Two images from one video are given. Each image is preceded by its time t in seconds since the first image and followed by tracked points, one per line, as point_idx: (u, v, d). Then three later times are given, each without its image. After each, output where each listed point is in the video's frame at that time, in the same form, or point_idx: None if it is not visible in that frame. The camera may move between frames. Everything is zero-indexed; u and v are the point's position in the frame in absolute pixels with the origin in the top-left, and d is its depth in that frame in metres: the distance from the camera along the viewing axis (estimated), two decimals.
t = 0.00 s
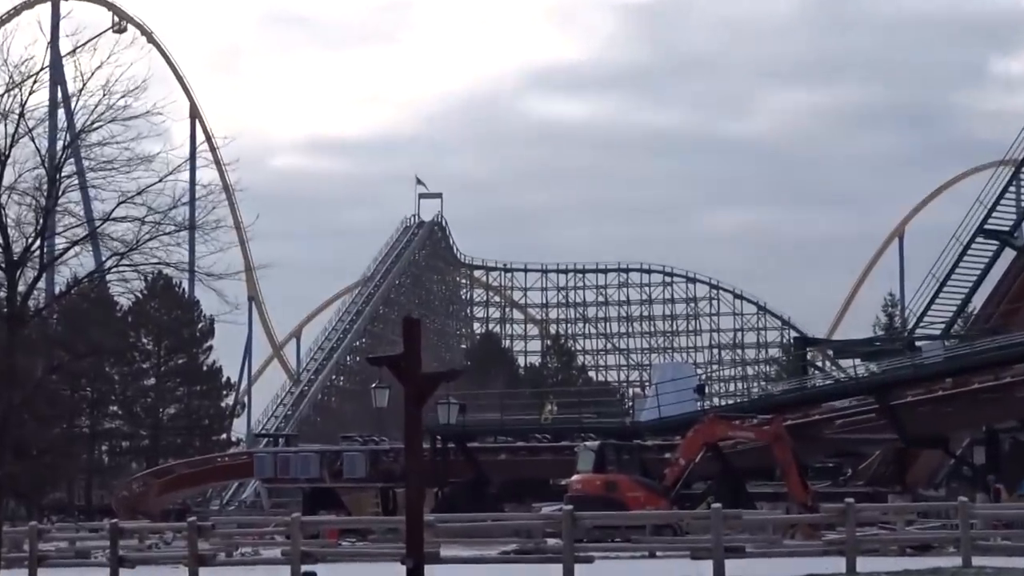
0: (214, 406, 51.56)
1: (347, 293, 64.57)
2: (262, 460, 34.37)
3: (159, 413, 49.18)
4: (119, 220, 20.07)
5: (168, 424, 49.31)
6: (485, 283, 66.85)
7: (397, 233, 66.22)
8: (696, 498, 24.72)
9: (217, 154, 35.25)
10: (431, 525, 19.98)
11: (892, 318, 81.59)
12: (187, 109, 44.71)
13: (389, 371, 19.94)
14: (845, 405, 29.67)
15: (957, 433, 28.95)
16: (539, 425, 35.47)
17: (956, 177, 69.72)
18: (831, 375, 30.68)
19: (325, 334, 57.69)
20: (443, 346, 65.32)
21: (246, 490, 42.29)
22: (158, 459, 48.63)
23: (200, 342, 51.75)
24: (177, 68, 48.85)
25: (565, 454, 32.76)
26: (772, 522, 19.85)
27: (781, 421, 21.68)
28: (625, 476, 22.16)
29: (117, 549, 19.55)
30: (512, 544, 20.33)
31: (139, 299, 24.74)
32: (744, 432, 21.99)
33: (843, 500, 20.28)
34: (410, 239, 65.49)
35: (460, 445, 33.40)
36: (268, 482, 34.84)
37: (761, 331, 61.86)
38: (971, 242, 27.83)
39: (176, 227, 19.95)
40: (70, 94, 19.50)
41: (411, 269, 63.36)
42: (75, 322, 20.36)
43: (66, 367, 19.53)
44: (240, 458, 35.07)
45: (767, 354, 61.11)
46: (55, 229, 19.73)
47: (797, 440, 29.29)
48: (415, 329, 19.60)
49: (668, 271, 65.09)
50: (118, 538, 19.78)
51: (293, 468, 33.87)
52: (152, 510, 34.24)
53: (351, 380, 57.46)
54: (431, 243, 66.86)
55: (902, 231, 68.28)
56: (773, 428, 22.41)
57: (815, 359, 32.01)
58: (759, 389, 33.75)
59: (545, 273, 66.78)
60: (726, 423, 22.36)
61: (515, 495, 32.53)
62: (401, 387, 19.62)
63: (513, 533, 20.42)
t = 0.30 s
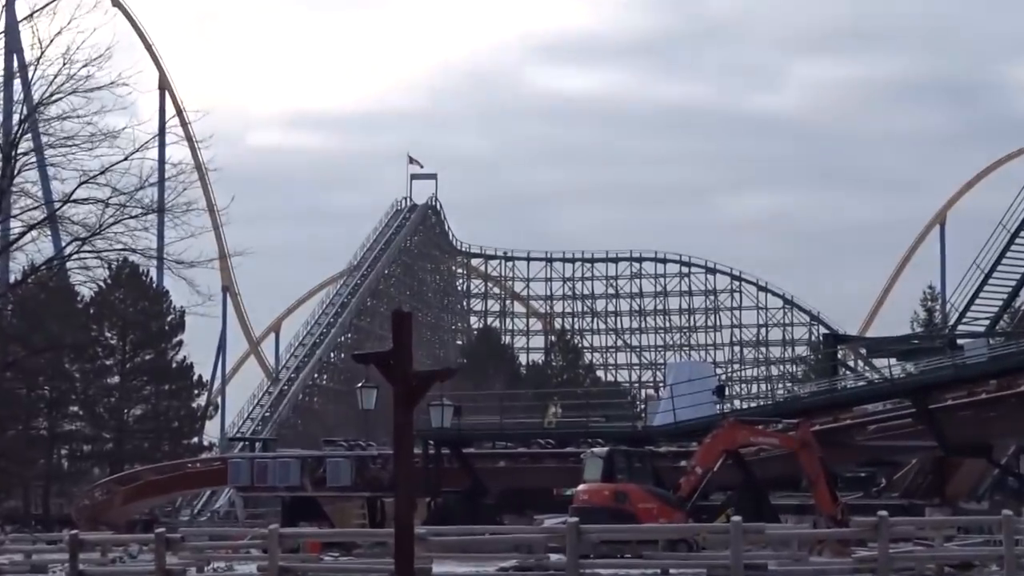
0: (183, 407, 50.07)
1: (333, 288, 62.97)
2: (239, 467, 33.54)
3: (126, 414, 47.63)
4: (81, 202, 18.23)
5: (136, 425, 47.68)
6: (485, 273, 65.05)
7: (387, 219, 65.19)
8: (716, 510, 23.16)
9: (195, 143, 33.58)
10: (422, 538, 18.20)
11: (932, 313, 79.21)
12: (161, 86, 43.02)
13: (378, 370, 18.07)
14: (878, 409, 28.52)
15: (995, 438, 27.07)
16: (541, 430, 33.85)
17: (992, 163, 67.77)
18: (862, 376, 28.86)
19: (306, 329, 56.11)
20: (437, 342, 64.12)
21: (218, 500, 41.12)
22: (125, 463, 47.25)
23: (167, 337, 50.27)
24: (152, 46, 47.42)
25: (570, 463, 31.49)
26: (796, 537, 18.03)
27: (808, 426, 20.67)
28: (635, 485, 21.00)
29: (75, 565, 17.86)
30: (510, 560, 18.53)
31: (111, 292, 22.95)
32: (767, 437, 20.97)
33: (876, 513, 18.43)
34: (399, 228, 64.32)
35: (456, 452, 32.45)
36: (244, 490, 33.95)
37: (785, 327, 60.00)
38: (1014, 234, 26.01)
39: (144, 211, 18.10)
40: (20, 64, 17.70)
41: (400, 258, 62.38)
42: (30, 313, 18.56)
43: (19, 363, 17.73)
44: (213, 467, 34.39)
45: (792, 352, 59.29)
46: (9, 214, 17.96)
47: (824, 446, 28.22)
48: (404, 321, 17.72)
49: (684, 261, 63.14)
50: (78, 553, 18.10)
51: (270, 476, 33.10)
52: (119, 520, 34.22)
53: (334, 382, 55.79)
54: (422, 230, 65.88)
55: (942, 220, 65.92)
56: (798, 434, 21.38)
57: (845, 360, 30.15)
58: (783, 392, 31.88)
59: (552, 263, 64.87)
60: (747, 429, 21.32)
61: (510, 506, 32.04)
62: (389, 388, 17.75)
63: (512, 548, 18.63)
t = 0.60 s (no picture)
0: (163, 387, 49.60)
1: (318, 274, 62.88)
2: (216, 450, 33.55)
3: (106, 392, 47.42)
4: (68, 181, 18.15)
5: (117, 401, 47.50)
6: (471, 264, 65.09)
7: (375, 207, 65.04)
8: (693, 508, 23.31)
9: (183, 122, 33.48)
10: (397, 526, 18.21)
11: (915, 320, 79.31)
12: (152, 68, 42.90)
13: (358, 356, 18.04)
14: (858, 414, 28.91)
15: (976, 447, 27.17)
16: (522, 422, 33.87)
17: (981, 173, 67.83)
18: (843, 379, 28.97)
19: (289, 315, 56.05)
20: (421, 332, 64.40)
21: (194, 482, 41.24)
22: (103, 441, 46.63)
23: (151, 317, 50.31)
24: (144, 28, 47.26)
25: (550, 456, 31.59)
26: (772, 538, 18.09)
27: (788, 429, 21.21)
28: (613, 481, 21.15)
29: (51, 540, 17.85)
30: (484, 551, 18.59)
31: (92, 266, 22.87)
32: (747, 438, 21.36)
33: (852, 516, 18.51)
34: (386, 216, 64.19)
35: (437, 443, 32.49)
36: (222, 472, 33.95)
37: (769, 329, 60.06)
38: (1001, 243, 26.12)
39: (133, 191, 18.05)
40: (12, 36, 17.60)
41: (387, 246, 62.28)
42: (13, 287, 18.52)
43: None
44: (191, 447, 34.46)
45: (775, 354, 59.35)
46: None
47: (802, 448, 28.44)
48: (388, 310, 17.70)
49: (670, 259, 63.15)
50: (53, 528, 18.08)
51: (248, 460, 33.13)
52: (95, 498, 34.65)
53: (317, 366, 55.77)
54: (411, 219, 65.70)
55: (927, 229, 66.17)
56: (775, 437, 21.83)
57: (828, 362, 30.23)
58: (764, 394, 31.92)
59: (538, 255, 64.84)
60: (725, 430, 21.68)
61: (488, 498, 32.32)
62: (370, 374, 17.78)
63: (487, 539, 18.69)
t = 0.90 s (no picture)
0: (133, 391, 49.77)
1: (287, 279, 62.81)
2: (186, 454, 33.26)
3: (75, 396, 47.47)
4: (37, 182, 18.06)
5: (85, 407, 47.59)
6: (442, 267, 65.05)
7: (344, 210, 65.00)
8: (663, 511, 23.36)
9: (154, 126, 33.36)
10: (367, 530, 18.14)
11: (887, 321, 79.51)
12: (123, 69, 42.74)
13: (329, 358, 18.00)
14: (828, 417, 29.01)
15: (947, 449, 27.30)
16: (493, 425, 33.89)
17: (953, 175, 68.00)
18: (814, 381, 29.03)
19: (259, 318, 55.92)
20: (392, 335, 64.39)
21: (163, 486, 41.15)
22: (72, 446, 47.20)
23: (119, 320, 50.20)
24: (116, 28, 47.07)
25: (521, 459, 31.67)
26: (745, 541, 18.11)
27: (759, 431, 21.29)
28: (584, 484, 21.23)
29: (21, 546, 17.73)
30: (455, 553, 18.60)
31: (57, 271, 22.78)
32: (717, 440, 21.45)
33: (823, 519, 18.54)
34: (356, 220, 64.07)
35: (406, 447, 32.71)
36: (191, 475, 33.88)
37: (740, 332, 60.15)
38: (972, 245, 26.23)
39: (103, 190, 18.01)
40: None
41: (357, 250, 62.21)
42: None
43: None
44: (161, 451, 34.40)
45: (747, 357, 59.45)
46: None
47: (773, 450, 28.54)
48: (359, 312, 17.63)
49: (641, 262, 63.17)
50: (22, 533, 17.96)
51: (219, 464, 33.15)
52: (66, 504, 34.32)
53: (286, 370, 55.65)
54: (380, 222, 65.66)
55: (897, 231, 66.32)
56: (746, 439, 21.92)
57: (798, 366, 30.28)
58: (735, 396, 31.99)
59: (508, 258, 64.79)
60: (696, 432, 21.77)
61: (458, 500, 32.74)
62: (341, 379, 17.72)
63: (458, 543, 18.69)
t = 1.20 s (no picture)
0: (118, 394, 49.95)
1: (268, 279, 62.76)
2: (172, 456, 33.23)
3: (58, 400, 47.57)
4: (18, 186, 17.98)
5: (68, 411, 47.67)
6: (423, 265, 65.02)
7: (326, 209, 64.95)
8: (649, 505, 23.39)
9: (133, 128, 33.29)
10: (354, 529, 18.13)
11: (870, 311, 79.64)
12: (100, 72, 42.60)
13: (313, 359, 18.04)
14: (813, 408, 29.11)
15: (933, 438, 27.41)
16: (478, 422, 33.95)
17: (932, 165, 68.11)
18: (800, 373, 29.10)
19: (242, 318, 55.92)
20: (375, 333, 64.36)
21: (148, 488, 41.14)
22: (57, 450, 47.36)
23: (102, 324, 50.19)
24: (94, 31, 46.91)
25: (507, 456, 31.76)
26: (730, 535, 18.17)
27: (744, 424, 21.28)
28: (571, 479, 21.29)
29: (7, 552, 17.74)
30: (442, 551, 18.59)
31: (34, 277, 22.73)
32: (702, 433, 21.46)
33: (810, 510, 18.45)
34: (336, 219, 64.03)
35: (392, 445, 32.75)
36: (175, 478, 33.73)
37: (722, 326, 60.19)
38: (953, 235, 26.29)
39: (83, 195, 17.98)
40: None
41: (338, 248, 62.24)
42: None
43: None
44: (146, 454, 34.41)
45: (730, 350, 59.53)
46: None
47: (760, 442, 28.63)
48: (340, 313, 17.66)
49: (623, 257, 63.22)
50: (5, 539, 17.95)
51: (204, 465, 33.07)
52: (51, 507, 34.19)
53: (270, 371, 55.69)
54: (361, 221, 65.70)
55: (879, 221, 66.46)
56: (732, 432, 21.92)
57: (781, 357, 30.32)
58: (719, 388, 32.06)
59: (490, 255, 64.77)
60: (681, 426, 21.79)
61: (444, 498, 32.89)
62: (325, 381, 17.75)
63: (445, 540, 18.67)
